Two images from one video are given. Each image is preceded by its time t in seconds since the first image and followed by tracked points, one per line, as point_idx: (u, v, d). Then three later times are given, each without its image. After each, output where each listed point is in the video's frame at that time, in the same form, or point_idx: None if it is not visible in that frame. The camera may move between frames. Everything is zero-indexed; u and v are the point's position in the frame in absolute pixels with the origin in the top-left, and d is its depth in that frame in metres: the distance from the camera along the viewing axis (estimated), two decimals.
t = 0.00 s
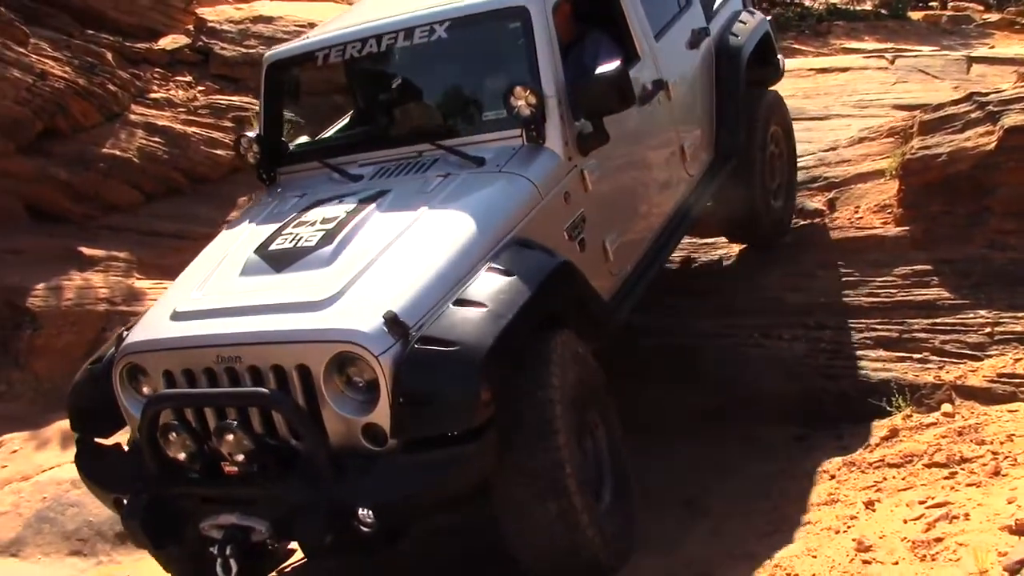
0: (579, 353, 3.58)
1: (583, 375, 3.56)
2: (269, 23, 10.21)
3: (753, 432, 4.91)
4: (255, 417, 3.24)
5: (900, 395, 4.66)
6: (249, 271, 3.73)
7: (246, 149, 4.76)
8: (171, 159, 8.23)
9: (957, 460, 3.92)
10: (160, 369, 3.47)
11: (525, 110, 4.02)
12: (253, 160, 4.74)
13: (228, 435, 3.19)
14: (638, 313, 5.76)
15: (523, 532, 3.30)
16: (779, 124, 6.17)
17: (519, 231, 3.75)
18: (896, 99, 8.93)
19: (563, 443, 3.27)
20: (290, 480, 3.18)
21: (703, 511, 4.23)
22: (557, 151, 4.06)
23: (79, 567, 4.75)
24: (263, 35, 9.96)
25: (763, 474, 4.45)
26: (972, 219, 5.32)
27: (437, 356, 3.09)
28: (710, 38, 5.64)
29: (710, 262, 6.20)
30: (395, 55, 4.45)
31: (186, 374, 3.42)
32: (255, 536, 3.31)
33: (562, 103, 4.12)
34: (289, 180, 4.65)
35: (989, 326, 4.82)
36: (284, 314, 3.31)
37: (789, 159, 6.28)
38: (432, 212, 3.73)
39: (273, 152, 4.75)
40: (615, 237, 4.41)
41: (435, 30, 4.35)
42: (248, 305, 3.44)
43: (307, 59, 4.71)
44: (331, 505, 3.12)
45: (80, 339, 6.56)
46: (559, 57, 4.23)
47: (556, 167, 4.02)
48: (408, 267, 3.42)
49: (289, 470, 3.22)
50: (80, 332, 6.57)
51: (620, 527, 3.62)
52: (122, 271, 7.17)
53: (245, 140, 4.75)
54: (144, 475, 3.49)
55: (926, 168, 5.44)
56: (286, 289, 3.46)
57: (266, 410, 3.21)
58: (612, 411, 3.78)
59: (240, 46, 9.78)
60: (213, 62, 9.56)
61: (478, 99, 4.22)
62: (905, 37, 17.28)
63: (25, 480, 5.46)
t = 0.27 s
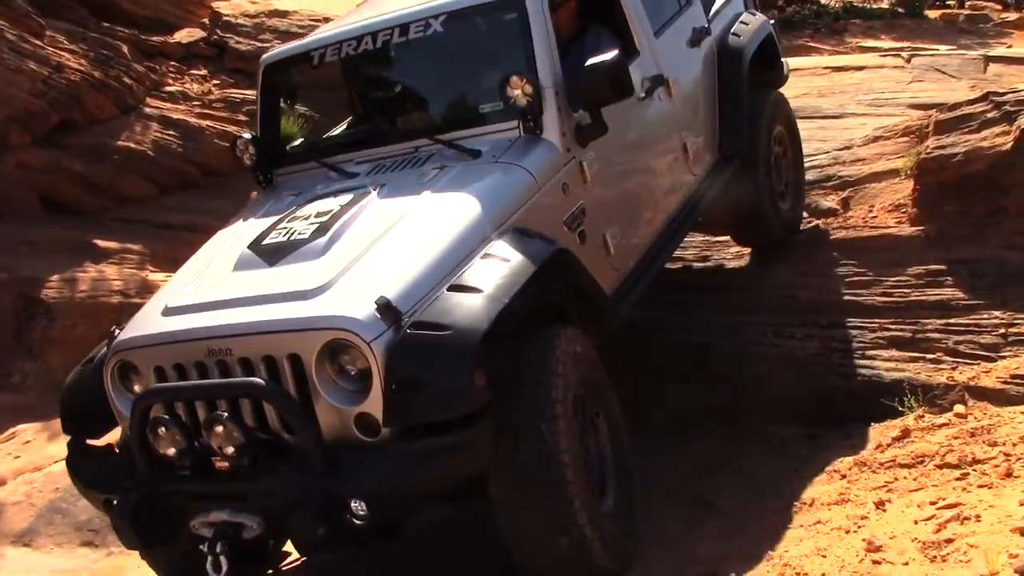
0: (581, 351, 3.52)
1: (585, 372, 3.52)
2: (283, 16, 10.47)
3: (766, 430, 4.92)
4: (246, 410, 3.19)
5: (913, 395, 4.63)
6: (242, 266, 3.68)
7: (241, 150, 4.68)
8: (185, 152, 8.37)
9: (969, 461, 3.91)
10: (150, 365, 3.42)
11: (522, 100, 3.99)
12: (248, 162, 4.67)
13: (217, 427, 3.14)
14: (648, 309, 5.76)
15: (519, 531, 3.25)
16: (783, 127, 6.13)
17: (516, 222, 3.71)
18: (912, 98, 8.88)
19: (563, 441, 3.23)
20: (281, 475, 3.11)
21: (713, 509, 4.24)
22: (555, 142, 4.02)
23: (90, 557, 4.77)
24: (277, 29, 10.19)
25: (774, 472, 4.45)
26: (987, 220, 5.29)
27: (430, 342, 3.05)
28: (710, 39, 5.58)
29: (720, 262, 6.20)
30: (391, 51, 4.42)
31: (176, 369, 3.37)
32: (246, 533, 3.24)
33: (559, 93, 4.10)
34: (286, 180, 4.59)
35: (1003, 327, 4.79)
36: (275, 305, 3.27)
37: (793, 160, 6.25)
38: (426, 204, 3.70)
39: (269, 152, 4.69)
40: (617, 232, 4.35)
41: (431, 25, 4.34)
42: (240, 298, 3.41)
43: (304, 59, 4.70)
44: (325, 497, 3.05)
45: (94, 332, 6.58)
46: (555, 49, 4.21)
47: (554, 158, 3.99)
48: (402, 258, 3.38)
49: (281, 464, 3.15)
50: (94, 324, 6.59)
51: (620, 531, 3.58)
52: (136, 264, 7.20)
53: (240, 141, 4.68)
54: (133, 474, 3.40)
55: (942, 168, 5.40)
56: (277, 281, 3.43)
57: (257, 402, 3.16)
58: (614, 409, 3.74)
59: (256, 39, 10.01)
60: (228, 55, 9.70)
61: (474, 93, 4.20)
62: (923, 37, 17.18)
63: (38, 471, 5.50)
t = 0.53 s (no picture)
0: (581, 347, 3.42)
1: (584, 370, 3.41)
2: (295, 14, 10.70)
3: (776, 430, 4.91)
4: (234, 404, 3.07)
5: (925, 394, 4.60)
6: (233, 261, 3.58)
7: (237, 151, 4.69)
8: (197, 148, 8.53)
9: (981, 461, 3.88)
10: (137, 363, 3.31)
11: (514, 92, 3.94)
12: (245, 163, 4.69)
13: (202, 421, 3.01)
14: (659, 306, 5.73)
15: (520, 535, 3.11)
16: (787, 126, 6.09)
17: (509, 214, 3.62)
18: (924, 96, 8.86)
19: (563, 440, 3.10)
20: (270, 470, 2.98)
21: (725, 508, 4.24)
22: (550, 135, 3.94)
23: (100, 553, 4.77)
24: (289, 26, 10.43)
25: (784, 471, 4.44)
26: (1001, 218, 5.27)
27: (417, 329, 2.95)
28: (710, 37, 5.54)
29: (731, 261, 6.21)
30: (384, 48, 4.38)
31: (162, 366, 3.25)
32: (234, 531, 3.10)
33: (552, 83, 4.01)
34: (279, 180, 4.56)
35: (1016, 326, 4.76)
36: (262, 298, 3.18)
37: (797, 162, 6.18)
38: (417, 197, 3.61)
39: (263, 154, 4.68)
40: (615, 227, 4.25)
41: (423, 20, 4.29)
42: (226, 292, 3.32)
43: (298, 59, 4.69)
44: (312, 491, 2.94)
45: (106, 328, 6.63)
46: (549, 41, 4.13)
47: (549, 150, 3.90)
48: (391, 249, 3.29)
49: (269, 459, 3.03)
50: (107, 319, 6.66)
51: (622, 538, 3.45)
52: (148, 260, 7.29)
53: (235, 142, 4.69)
54: (120, 474, 3.28)
55: (955, 167, 5.37)
56: (265, 275, 3.34)
57: (245, 395, 3.05)
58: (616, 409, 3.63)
59: (268, 36, 10.23)
60: (240, 52, 9.87)
61: (467, 88, 4.13)
62: (936, 34, 17.14)
63: (51, 466, 5.52)
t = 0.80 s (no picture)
0: (586, 346, 3.39)
1: (589, 369, 3.39)
2: (306, 11, 10.85)
3: (786, 428, 4.91)
4: (228, 397, 3.06)
5: (937, 392, 4.58)
6: (230, 255, 3.58)
7: (238, 149, 4.72)
8: (207, 143, 8.62)
9: (993, 460, 3.86)
10: (132, 357, 3.32)
11: (517, 83, 3.86)
12: (246, 161, 4.71)
13: (197, 414, 3.00)
14: (669, 304, 5.73)
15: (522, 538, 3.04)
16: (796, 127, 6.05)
17: (511, 206, 3.59)
18: (938, 92, 8.82)
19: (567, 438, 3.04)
20: (263, 464, 2.96)
21: (734, 505, 4.24)
22: (553, 127, 3.92)
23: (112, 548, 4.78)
24: (300, 23, 10.57)
25: (794, 468, 4.44)
26: (1015, 215, 5.23)
27: (415, 319, 2.92)
28: (717, 35, 5.52)
29: (741, 258, 6.21)
30: (385, 42, 4.39)
31: (158, 359, 3.26)
32: (229, 528, 3.07)
33: (555, 75, 3.99)
34: (280, 177, 4.58)
35: None
36: (258, 290, 3.18)
37: (807, 164, 6.12)
38: (417, 188, 3.60)
39: (264, 151, 4.70)
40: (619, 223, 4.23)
41: (424, 13, 4.30)
42: (223, 284, 3.31)
43: (298, 56, 4.71)
44: (307, 487, 2.94)
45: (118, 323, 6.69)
46: (552, 33, 4.11)
47: (552, 142, 3.87)
48: (390, 240, 3.27)
49: (264, 453, 3.02)
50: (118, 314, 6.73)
51: (628, 538, 3.42)
52: (159, 256, 7.40)
53: (237, 140, 4.71)
54: (115, 470, 3.27)
55: (968, 164, 5.34)
56: (262, 267, 3.34)
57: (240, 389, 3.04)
58: (621, 410, 3.59)
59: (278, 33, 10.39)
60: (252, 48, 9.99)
61: (468, 81, 4.12)
62: (950, 31, 17.07)
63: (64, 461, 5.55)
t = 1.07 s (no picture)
0: (590, 349, 3.38)
1: (593, 372, 3.38)
2: (316, 10, 10.96)
3: (797, 427, 4.90)
4: (223, 397, 3.05)
5: (947, 390, 4.56)
6: (228, 254, 3.59)
7: (237, 147, 4.71)
8: (217, 143, 8.70)
9: (1003, 458, 3.83)
10: (126, 356, 3.31)
11: (522, 82, 3.86)
12: (244, 159, 4.70)
13: (190, 414, 2.96)
14: (678, 302, 5.73)
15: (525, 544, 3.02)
16: (802, 132, 6.00)
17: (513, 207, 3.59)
18: (949, 89, 8.79)
19: (569, 441, 3.03)
20: (258, 466, 2.94)
21: (743, 504, 4.25)
22: (558, 128, 3.92)
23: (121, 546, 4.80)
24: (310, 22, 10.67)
25: (804, 467, 4.44)
26: None
27: (413, 319, 2.91)
28: (724, 40, 5.52)
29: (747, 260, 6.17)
30: (388, 40, 4.39)
31: (152, 358, 3.25)
32: (221, 532, 3.02)
33: (560, 74, 4.00)
34: (280, 178, 4.58)
35: None
36: (255, 288, 3.18)
37: (813, 172, 6.11)
38: (418, 188, 3.61)
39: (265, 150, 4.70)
40: (624, 225, 4.21)
41: (428, 12, 4.31)
42: (220, 283, 3.31)
43: (300, 55, 4.73)
44: (301, 488, 2.91)
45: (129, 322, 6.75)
46: (558, 33, 4.12)
47: (556, 143, 3.87)
48: (390, 239, 3.27)
49: (258, 456, 2.99)
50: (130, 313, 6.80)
51: (629, 543, 3.41)
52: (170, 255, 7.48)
53: (236, 138, 4.71)
54: (105, 471, 3.24)
55: (979, 162, 5.32)
56: (261, 265, 3.35)
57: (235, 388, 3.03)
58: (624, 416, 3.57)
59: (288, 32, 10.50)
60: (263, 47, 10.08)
61: (471, 81, 4.13)
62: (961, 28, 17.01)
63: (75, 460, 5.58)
